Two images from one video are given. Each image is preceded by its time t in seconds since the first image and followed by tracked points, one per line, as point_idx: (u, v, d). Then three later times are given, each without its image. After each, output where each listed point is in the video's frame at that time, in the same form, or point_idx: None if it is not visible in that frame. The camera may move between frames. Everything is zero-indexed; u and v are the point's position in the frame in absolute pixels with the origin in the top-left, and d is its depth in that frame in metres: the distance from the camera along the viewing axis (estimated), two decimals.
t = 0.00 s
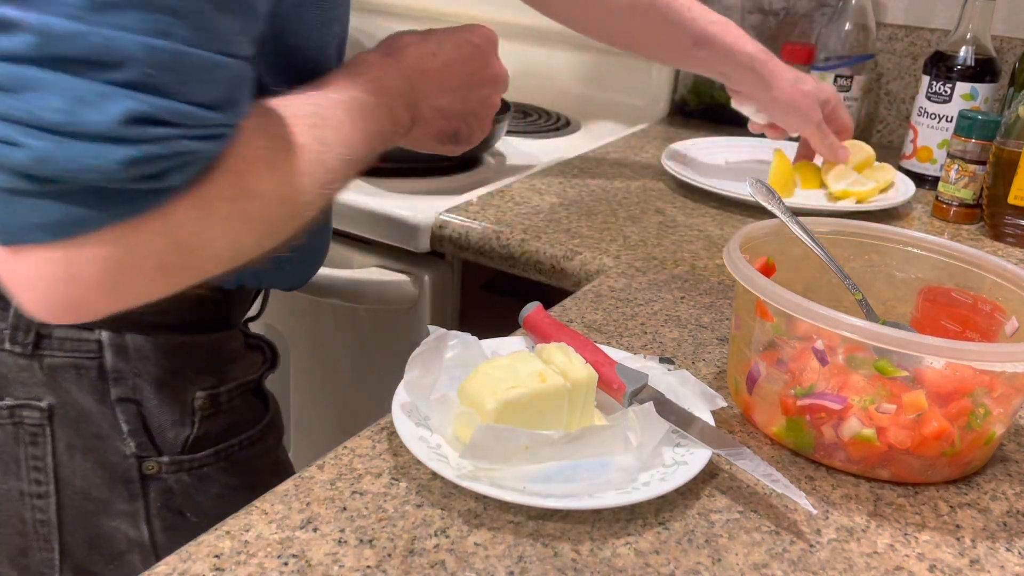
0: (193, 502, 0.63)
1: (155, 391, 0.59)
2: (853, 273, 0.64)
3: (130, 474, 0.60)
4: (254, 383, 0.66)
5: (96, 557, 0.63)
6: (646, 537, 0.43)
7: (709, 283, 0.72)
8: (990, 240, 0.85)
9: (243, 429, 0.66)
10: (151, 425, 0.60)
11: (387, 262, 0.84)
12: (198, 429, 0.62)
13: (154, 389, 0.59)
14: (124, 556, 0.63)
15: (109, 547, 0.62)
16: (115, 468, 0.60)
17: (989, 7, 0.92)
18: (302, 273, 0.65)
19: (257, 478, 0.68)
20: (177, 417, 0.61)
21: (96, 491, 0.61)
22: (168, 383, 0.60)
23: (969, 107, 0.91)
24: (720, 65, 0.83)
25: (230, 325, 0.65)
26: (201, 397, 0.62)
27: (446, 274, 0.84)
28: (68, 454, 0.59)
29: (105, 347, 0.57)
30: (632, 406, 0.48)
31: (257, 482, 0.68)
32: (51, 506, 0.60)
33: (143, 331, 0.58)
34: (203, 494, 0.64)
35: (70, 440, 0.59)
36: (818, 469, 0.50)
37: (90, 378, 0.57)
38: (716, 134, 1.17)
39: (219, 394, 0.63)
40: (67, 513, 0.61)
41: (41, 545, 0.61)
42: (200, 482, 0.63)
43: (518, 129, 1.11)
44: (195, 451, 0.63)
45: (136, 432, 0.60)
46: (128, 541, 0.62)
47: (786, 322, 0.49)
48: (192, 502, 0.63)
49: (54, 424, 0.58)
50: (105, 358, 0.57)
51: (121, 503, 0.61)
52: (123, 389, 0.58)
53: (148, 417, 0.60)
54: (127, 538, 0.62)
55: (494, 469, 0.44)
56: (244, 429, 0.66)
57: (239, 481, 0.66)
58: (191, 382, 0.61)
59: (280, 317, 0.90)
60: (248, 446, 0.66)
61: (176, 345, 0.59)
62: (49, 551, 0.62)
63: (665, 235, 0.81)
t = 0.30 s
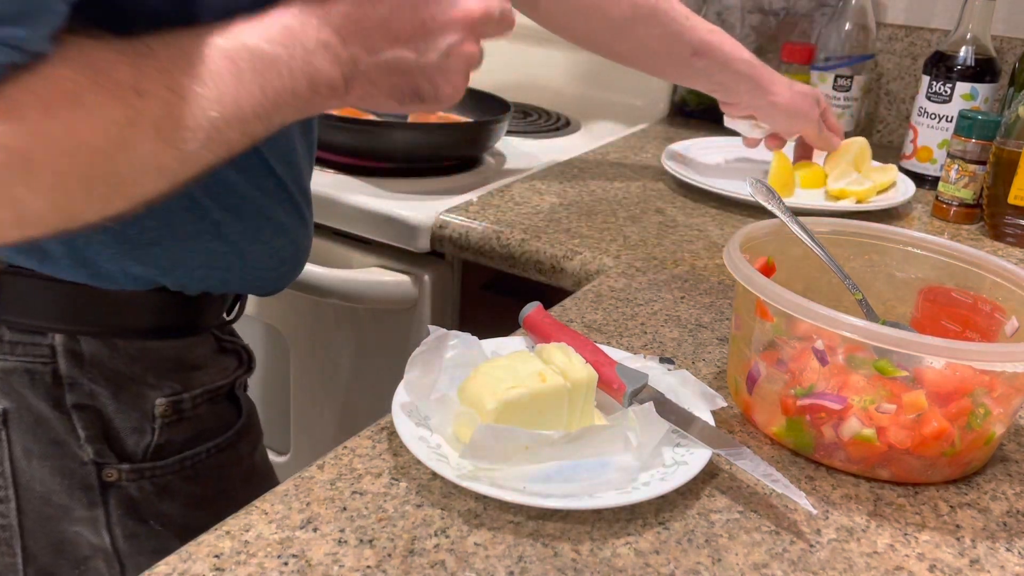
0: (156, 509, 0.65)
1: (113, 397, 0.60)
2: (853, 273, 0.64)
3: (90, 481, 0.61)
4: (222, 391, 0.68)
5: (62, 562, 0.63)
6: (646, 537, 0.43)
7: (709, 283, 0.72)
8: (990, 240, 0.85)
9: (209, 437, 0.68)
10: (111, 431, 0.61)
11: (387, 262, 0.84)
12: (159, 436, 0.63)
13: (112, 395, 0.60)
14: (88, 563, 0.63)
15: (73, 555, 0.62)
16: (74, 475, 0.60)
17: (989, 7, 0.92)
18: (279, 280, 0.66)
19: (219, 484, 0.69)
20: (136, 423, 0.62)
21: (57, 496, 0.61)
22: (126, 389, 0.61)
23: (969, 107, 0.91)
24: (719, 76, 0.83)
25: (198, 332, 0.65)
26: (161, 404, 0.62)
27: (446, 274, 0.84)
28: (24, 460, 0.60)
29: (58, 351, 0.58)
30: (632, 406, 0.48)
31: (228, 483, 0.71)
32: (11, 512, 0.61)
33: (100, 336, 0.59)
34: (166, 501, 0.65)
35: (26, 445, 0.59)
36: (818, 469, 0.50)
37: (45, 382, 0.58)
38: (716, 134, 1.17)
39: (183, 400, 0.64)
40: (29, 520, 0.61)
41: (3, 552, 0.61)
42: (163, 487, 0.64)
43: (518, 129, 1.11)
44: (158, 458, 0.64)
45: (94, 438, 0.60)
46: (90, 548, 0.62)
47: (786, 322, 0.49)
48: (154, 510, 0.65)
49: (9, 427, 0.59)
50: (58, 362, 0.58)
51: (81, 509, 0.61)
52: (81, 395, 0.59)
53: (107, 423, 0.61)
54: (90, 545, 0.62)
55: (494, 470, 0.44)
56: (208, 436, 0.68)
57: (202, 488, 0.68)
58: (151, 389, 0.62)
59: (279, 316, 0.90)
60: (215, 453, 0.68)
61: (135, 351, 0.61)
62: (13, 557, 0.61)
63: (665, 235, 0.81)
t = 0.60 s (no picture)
0: (143, 505, 0.64)
1: (92, 389, 0.59)
2: (854, 273, 0.64)
3: (74, 474, 0.61)
4: (215, 385, 0.65)
5: (51, 562, 0.65)
6: (646, 537, 0.43)
7: (709, 283, 0.72)
8: (990, 240, 0.85)
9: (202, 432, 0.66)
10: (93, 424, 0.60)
11: (387, 262, 0.84)
12: (145, 429, 0.62)
13: (91, 386, 0.59)
14: (78, 554, 0.64)
15: (63, 544, 0.64)
16: (58, 467, 0.61)
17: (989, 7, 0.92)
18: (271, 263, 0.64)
19: (210, 480, 0.67)
20: (117, 418, 0.60)
21: (42, 487, 0.61)
22: (106, 380, 0.59)
23: (969, 107, 0.91)
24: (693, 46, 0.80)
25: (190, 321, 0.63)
26: (142, 396, 0.60)
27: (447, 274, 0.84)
28: (9, 453, 0.60)
29: (37, 341, 0.57)
30: (633, 406, 0.48)
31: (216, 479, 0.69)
32: None
33: (79, 325, 0.58)
34: (154, 498, 0.64)
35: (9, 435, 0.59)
36: (818, 469, 0.50)
37: (25, 373, 0.58)
38: (717, 134, 1.17)
39: (167, 393, 0.62)
40: (17, 510, 0.62)
41: None
42: (149, 483, 0.64)
43: (518, 129, 1.11)
44: (143, 452, 0.63)
45: (75, 430, 0.60)
46: (78, 541, 0.63)
47: (786, 322, 0.49)
48: (140, 506, 0.64)
49: None
50: (37, 352, 0.57)
51: (67, 500, 0.62)
52: (62, 386, 0.58)
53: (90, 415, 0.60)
54: (78, 538, 0.63)
55: (494, 470, 0.44)
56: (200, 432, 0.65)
57: (194, 486, 0.66)
58: (135, 381, 0.60)
59: (279, 316, 0.90)
60: (206, 451, 0.66)
61: (115, 340, 0.59)
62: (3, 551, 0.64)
63: (665, 235, 0.81)
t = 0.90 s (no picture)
0: (119, 488, 0.61)
1: (63, 366, 0.56)
2: (854, 273, 0.64)
3: (48, 455, 0.58)
4: (194, 365, 0.61)
5: (27, 545, 0.62)
6: (646, 537, 0.43)
7: (709, 283, 0.72)
8: (990, 240, 0.85)
9: (179, 414, 0.62)
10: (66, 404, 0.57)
11: (387, 262, 0.84)
12: (116, 408, 0.58)
13: (62, 364, 0.56)
14: (55, 541, 0.61)
15: (39, 530, 0.61)
16: (33, 448, 0.58)
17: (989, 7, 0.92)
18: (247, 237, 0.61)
19: (189, 466, 0.63)
20: (88, 396, 0.57)
21: (17, 470, 0.58)
22: (76, 357, 0.56)
23: (969, 107, 0.91)
24: None
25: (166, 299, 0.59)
26: (113, 374, 0.57)
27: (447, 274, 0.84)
28: None
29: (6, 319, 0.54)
30: (632, 405, 0.48)
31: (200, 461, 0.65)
32: None
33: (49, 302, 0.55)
34: (129, 481, 0.61)
35: None
36: (818, 469, 0.50)
37: None
38: (717, 134, 1.17)
39: (139, 373, 0.58)
40: None
41: None
42: (123, 466, 0.60)
43: (518, 129, 1.11)
44: (116, 434, 0.59)
45: (48, 411, 0.57)
46: (56, 524, 0.60)
47: (786, 322, 0.50)
48: (116, 489, 0.60)
49: None
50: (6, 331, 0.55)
51: (43, 483, 0.59)
52: (32, 365, 0.56)
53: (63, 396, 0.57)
54: (55, 521, 0.60)
55: (494, 470, 0.44)
56: (176, 415, 0.61)
57: (172, 471, 0.63)
58: (105, 359, 0.57)
59: (278, 315, 0.90)
60: (182, 434, 0.62)
61: (84, 316, 0.56)
62: None
63: (666, 235, 0.81)
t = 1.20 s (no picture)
0: (29, 486, 0.61)
1: None
2: (853, 273, 0.64)
3: None
4: (105, 362, 0.61)
5: None
6: (646, 537, 0.43)
7: (709, 283, 0.72)
8: (990, 240, 0.85)
9: (89, 410, 0.61)
10: None
11: (386, 262, 0.84)
12: (20, 405, 0.58)
13: None
14: None
15: None
16: None
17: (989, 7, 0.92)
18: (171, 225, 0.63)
19: (103, 463, 0.63)
20: None
21: None
22: None
23: (969, 107, 0.91)
24: None
25: (73, 294, 0.60)
26: (14, 371, 0.57)
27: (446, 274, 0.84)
28: None
29: None
30: (632, 406, 0.48)
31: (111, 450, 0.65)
32: None
33: None
34: (39, 479, 0.61)
35: None
36: (818, 469, 0.50)
37: None
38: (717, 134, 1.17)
39: (43, 367, 0.58)
40: None
41: None
42: (31, 464, 0.60)
43: (518, 129, 1.11)
44: (21, 430, 0.59)
45: None
46: None
47: (786, 322, 0.49)
48: (26, 486, 0.60)
49: None
50: None
51: None
52: None
53: None
54: None
55: (493, 470, 0.44)
56: (86, 411, 0.61)
57: (84, 469, 0.62)
58: (7, 355, 0.58)
59: (277, 314, 0.90)
60: (94, 431, 0.62)
61: None
62: None
63: (666, 236, 0.81)
